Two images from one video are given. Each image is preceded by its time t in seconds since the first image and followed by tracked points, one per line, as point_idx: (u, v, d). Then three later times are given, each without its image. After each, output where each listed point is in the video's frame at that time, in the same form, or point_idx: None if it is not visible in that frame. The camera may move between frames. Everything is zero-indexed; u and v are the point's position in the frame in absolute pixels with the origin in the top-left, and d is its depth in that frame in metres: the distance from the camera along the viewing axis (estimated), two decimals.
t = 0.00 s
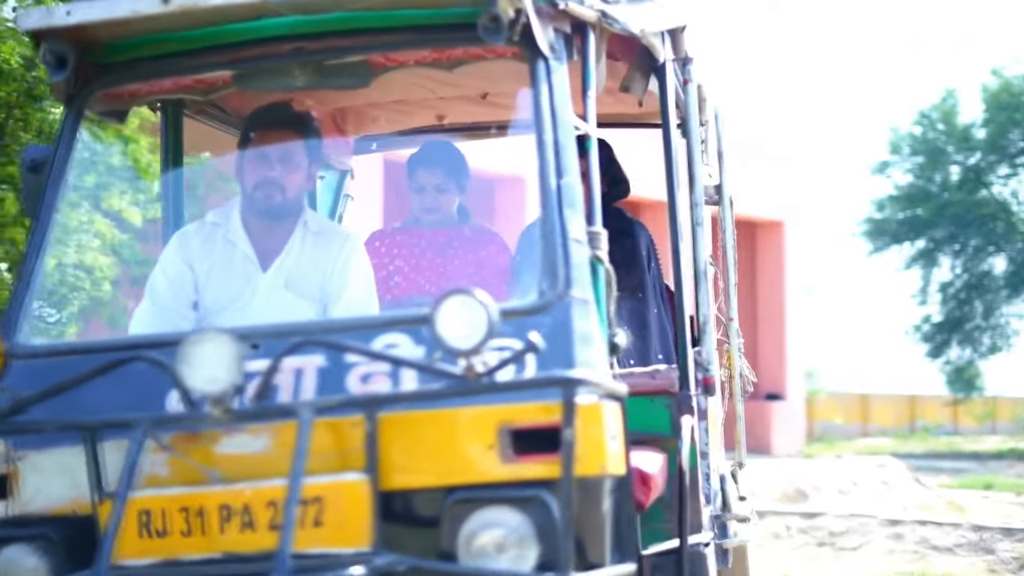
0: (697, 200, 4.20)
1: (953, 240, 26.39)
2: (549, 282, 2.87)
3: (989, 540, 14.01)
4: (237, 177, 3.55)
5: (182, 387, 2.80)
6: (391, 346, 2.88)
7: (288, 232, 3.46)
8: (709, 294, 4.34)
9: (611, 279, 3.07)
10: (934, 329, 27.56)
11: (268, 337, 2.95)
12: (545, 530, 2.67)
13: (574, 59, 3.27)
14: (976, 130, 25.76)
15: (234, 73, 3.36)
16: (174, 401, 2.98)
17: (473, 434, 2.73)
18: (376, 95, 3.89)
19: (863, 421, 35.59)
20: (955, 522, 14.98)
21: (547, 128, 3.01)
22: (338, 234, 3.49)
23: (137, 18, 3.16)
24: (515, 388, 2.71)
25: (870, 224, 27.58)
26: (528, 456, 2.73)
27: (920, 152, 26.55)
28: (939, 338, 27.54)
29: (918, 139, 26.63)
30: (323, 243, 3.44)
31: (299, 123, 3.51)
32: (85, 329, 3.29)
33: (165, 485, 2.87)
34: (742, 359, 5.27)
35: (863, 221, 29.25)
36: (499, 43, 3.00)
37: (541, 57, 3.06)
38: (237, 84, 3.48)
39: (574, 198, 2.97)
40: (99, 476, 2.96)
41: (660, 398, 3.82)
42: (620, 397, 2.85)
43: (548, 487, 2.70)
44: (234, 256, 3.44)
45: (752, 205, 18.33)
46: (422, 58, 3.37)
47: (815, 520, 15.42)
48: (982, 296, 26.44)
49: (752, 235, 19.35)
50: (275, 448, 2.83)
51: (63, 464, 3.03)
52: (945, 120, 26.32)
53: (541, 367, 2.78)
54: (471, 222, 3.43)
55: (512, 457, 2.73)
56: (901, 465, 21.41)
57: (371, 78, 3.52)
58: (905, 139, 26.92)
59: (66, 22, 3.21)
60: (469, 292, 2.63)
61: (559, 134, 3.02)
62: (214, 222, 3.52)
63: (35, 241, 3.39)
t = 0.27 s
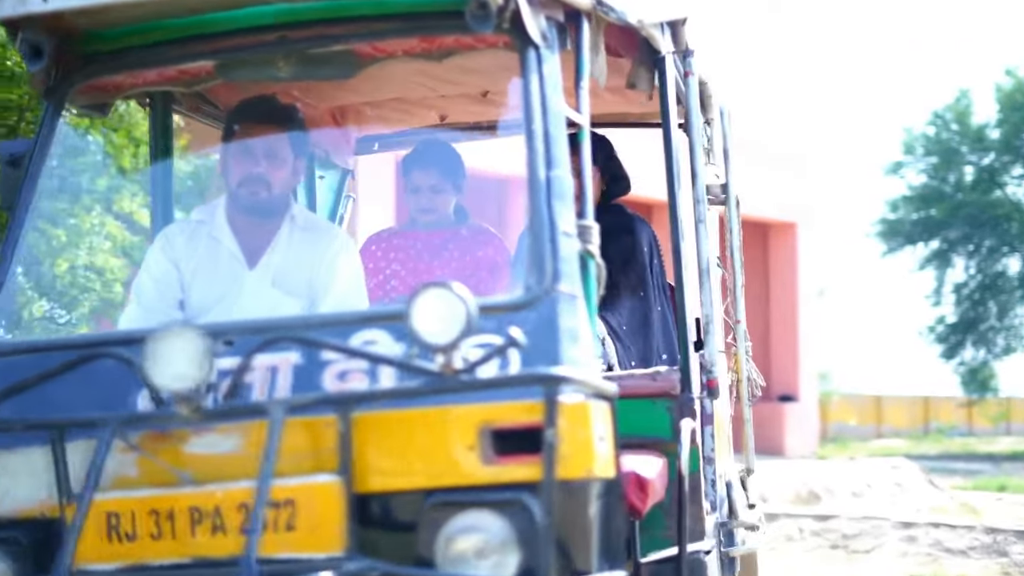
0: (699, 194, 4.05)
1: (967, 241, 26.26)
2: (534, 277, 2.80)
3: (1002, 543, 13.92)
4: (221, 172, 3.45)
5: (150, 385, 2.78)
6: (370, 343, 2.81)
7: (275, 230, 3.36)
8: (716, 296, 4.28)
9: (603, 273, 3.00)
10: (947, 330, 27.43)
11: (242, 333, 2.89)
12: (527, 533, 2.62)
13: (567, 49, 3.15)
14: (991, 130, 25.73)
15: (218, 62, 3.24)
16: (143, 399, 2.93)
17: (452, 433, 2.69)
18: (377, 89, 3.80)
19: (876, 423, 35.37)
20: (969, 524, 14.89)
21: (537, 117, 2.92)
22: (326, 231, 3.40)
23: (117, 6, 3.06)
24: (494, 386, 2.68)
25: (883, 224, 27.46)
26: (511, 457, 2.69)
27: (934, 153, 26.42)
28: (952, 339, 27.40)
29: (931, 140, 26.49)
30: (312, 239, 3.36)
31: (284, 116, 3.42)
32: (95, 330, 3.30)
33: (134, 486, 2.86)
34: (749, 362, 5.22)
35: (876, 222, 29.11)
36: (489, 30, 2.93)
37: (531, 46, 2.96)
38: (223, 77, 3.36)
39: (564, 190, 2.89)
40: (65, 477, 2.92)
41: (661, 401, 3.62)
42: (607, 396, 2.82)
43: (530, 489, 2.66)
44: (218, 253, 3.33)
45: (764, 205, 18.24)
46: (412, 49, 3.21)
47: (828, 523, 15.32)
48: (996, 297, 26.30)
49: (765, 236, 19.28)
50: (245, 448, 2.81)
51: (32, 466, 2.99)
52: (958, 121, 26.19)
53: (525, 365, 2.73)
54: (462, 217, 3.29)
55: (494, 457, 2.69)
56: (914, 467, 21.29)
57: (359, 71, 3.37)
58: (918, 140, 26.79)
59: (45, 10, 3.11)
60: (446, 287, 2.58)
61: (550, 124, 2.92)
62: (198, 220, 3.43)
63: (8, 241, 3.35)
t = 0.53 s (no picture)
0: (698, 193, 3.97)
1: (975, 241, 26.16)
2: (516, 276, 2.68)
3: (1010, 544, 13.86)
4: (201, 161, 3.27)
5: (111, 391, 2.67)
6: (342, 344, 2.65)
7: (256, 224, 3.20)
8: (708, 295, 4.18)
9: (587, 270, 2.90)
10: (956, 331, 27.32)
11: (210, 332, 2.74)
12: (501, 543, 2.49)
13: (556, 41, 3.05)
14: (999, 130, 25.59)
15: (196, 55, 3.14)
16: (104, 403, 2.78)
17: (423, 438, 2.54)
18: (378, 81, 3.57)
19: (885, 424, 35.23)
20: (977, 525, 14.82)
21: (522, 107, 2.81)
22: (311, 225, 3.23)
23: None
24: (465, 389, 2.52)
25: (891, 224, 27.37)
26: (484, 462, 2.53)
27: (942, 153, 26.30)
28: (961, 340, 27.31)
29: (939, 140, 26.38)
30: (297, 231, 3.20)
31: (265, 109, 3.21)
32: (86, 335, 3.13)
33: (94, 492, 2.69)
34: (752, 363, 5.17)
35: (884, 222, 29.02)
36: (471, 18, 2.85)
37: (518, 33, 2.85)
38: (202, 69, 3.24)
39: (549, 185, 2.79)
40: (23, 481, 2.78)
41: (655, 404, 3.42)
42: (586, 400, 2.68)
43: (505, 498, 2.51)
44: (200, 249, 3.19)
45: (771, 206, 18.16)
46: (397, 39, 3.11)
47: (835, 524, 15.26)
48: (1005, 297, 26.21)
49: (773, 236, 19.27)
50: (209, 452, 2.64)
51: None
52: (967, 121, 26.08)
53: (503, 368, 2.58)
54: (457, 216, 3.01)
55: (467, 464, 2.53)
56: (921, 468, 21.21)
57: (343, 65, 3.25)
58: (927, 139, 26.68)
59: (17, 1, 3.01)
60: (416, 284, 2.47)
61: (537, 119, 2.81)
62: (180, 216, 3.28)
63: None
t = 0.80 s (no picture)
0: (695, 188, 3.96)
1: (980, 241, 26.07)
2: (492, 281, 2.61)
3: (1014, 545, 13.81)
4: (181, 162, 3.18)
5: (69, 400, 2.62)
6: (310, 351, 2.60)
7: (233, 223, 3.09)
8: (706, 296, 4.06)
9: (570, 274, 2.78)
10: (960, 331, 27.22)
11: (174, 338, 2.69)
12: (472, 558, 2.42)
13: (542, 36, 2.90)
14: (1003, 129, 25.50)
15: (171, 49, 3.06)
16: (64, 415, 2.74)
17: (392, 451, 2.46)
18: (379, 74, 3.33)
19: (889, 424, 35.15)
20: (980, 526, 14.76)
21: (503, 106, 2.70)
22: (293, 221, 3.11)
23: None
24: (435, 400, 2.44)
25: (896, 224, 27.29)
26: (455, 476, 2.45)
27: (946, 153, 26.20)
28: (965, 340, 27.22)
29: (944, 140, 26.27)
30: (276, 230, 3.08)
31: (243, 105, 3.12)
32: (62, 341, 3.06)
33: (54, 504, 2.60)
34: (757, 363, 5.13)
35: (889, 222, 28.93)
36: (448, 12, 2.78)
37: (503, 30, 2.74)
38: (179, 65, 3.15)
39: (531, 186, 2.67)
40: None
41: (649, 408, 3.36)
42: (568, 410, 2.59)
43: (476, 514, 2.42)
44: (179, 247, 3.09)
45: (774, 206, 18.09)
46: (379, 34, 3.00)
47: (839, 524, 15.19)
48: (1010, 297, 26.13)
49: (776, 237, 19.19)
50: (172, 464, 2.56)
51: None
52: (972, 120, 25.98)
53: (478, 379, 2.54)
54: (447, 212, 2.91)
55: (439, 477, 2.44)
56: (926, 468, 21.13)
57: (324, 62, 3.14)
58: (931, 139, 26.58)
59: None
60: (380, 293, 2.41)
61: (520, 115, 2.70)
62: (160, 215, 3.18)
63: None
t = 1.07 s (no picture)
0: (687, 180, 3.89)
1: (986, 240, 25.99)
2: (466, 279, 2.49)
3: (1020, 545, 13.74)
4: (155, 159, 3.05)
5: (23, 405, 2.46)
6: (274, 353, 2.44)
7: (209, 222, 2.96)
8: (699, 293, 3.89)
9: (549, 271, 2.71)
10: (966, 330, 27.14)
11: (133, 339, 2.53)
12: (441, 568, 2.27)
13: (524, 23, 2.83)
14: (1009, 129, 25.44)
15: (141, 37, 2.91)
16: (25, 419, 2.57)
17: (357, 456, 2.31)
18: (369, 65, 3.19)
19: (895, 424, 35.06)
20: (986, 527, 14.68)
21: (482, 96, 2.58)
22: (271, 221, 2.97)
23: None
24: (403, 403, 2.30)
25: (901, 223, 27.21)
26: (424, 482, 2.30)
27: (952, 152, 26.12)
28: (971, 339, 27.13)
29: (950, 139, 26.20)
30: (252, 229, 2.94)
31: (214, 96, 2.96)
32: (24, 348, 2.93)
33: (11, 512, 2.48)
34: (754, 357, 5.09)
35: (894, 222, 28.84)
36: None
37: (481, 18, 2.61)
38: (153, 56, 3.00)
39: (507, 179, 2.56)
40: None
41: (638, 407, 3.29)
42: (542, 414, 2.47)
43: (447, 521, 2.28)
44: (153, 249, 2.97)
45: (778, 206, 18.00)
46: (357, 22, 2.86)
47: (844, 525, 15.13)
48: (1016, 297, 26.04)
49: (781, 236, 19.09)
50: (129, 472, 2.41)
51: None
52: (977, 120, 25.94)
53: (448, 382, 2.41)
54: (434, 207, 2.71)
55: (408, 484, 2.30)
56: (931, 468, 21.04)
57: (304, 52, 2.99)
58: (937, 139, 26.48)
59: None
60: (343, 292, 2.24)
61: (498, 106, 2.58)
62: (135, 216, 3.05)
63: None
